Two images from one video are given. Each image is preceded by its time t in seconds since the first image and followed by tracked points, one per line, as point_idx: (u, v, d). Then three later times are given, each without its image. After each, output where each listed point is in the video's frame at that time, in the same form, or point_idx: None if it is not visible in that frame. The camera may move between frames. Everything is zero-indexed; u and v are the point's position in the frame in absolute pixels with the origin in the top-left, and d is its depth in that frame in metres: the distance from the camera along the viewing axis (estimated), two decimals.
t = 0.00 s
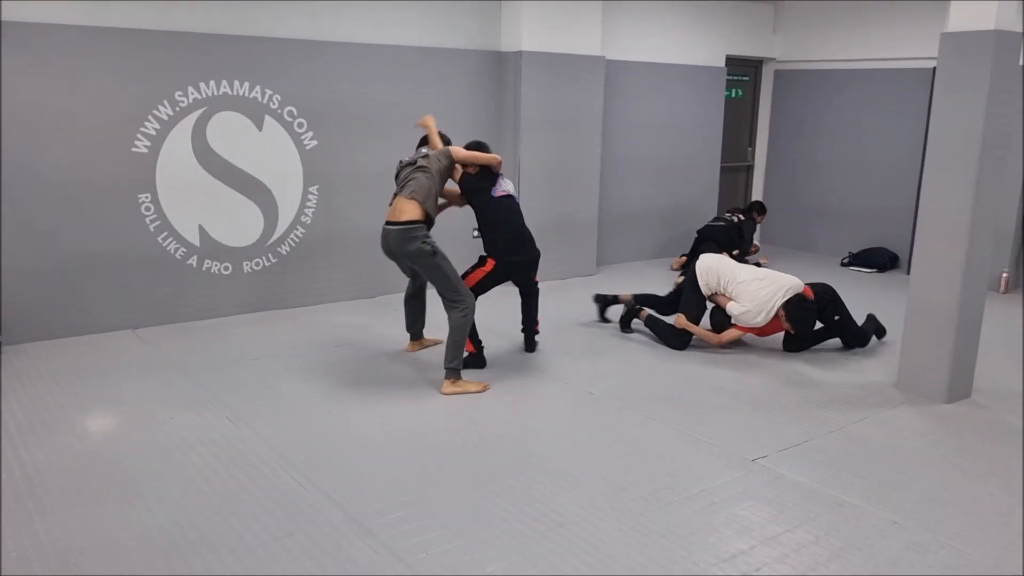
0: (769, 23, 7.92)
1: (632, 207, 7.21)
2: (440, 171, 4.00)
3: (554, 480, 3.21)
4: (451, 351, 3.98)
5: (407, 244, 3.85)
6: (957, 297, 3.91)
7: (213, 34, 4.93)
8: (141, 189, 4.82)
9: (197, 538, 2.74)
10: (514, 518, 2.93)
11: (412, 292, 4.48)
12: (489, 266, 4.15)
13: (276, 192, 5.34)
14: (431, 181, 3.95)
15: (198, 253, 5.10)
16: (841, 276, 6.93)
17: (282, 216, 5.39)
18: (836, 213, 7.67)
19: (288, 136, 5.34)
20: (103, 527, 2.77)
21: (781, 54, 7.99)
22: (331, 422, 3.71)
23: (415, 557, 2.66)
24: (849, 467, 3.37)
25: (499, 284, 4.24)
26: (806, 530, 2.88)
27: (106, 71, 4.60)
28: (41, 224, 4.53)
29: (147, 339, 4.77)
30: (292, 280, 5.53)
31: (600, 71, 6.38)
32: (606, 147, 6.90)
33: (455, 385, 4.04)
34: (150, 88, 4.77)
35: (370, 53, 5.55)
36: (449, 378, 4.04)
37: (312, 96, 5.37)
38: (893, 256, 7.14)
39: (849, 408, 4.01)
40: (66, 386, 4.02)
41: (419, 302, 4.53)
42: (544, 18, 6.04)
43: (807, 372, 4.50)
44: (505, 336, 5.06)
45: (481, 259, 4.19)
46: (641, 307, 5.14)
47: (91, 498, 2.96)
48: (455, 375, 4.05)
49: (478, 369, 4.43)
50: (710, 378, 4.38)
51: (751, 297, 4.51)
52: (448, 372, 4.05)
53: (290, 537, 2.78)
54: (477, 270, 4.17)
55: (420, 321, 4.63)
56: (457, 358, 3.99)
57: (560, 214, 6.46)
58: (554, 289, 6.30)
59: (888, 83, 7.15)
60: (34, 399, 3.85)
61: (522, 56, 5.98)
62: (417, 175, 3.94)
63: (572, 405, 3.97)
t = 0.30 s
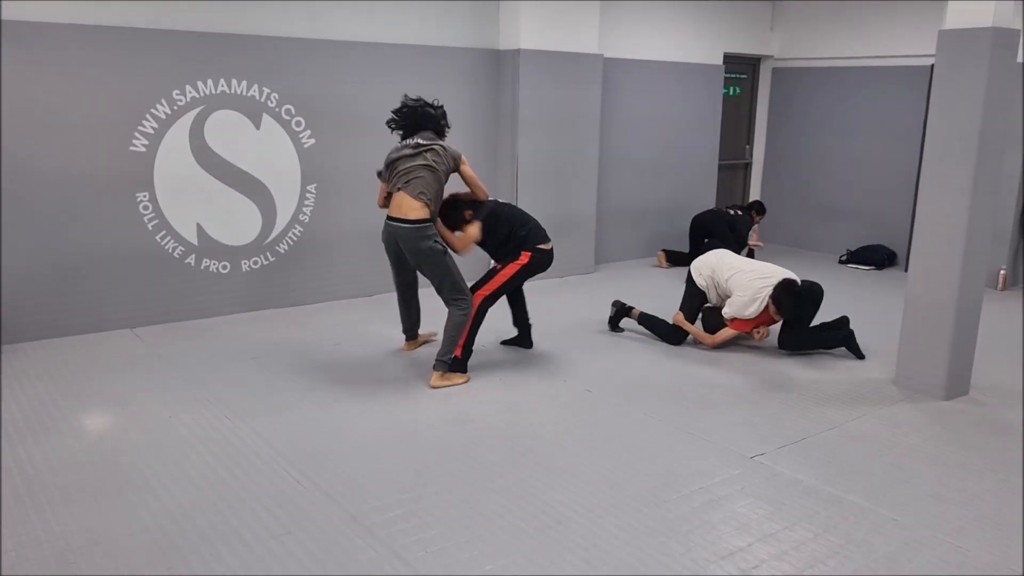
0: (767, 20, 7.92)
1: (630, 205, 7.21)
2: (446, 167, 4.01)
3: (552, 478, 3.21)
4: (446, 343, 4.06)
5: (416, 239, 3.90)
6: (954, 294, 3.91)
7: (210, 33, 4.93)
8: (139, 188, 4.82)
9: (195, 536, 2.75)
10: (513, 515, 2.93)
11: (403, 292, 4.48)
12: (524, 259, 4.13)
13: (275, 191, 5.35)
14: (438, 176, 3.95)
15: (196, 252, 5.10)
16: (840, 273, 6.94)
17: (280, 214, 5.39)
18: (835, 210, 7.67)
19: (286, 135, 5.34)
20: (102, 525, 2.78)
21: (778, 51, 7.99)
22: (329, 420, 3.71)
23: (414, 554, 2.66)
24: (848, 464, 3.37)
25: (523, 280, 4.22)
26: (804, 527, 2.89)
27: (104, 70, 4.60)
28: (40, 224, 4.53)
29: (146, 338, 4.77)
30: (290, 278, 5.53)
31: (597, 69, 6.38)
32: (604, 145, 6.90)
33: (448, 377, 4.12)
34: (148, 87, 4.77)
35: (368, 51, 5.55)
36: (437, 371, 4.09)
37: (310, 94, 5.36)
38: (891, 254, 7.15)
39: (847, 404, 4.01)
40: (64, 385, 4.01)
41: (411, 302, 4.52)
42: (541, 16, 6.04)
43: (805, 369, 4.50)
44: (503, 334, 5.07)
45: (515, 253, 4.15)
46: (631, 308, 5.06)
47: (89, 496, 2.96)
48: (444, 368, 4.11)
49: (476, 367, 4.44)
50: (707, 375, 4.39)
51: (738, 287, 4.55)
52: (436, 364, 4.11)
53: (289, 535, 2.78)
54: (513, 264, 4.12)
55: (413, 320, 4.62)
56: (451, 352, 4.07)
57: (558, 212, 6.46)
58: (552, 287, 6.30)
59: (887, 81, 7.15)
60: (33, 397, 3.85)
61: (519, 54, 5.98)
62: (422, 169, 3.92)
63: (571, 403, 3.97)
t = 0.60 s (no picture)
0: (764, 18, 7.93)
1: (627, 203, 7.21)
2: (433, 167, 3.86)
3: (550, 475, 3.22)
4: (438, 343, 4.05)
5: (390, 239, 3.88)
6: (951, 291, 3.92)
7: (207, 31, 4.92)
8: (135, 186, 4.81)
9: (192, 534, 2.74)
10: (510, 513, 2.93)
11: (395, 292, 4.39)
12: (566, 248, 4.37)
13: (272, 188, 5.34)
14: (417, 175, 3.86)
15: (193, 250, 5.09)
16: (836, 271, 6.95)
17: (277, 212, 5.39)
18: (831, 208, 7.68)
19: (283, 133, 5.33)
20: (98, 525, 2.77)
21: (775, 49, 8.00)
22: (327, 418, 3.71)
23: (412, 552, 2.67)
24: (845, 462, 3.38)
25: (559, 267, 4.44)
26: (801, 524, 2.89)
27: (100, 67, 4.59)
28: (37, 222, 4.52)
29: (143, 336, 4.77)
30: (288, 276, 5.53)
31: (594, 67, 6.39)
32: (602, 142, 6.90)
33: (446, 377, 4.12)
34: (145, 86, 4.76)
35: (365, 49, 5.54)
36: (434, 370, 4.11)
37: (307, 92, 5.36)
38: (888, 251, 7.17)
39: (844, 402, 4.02)
40: (61, 383, 4.01)
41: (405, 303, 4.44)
42: (538, 13, 6.04)
43: (802, 366, 4.51)
44: (500, 332, 5.07)
45: (556, 245, 4.34)
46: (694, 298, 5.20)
47: (87, 494, 2.96)
48: (440, 367, 4.11)
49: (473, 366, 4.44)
50: (704, 373, 4.40)
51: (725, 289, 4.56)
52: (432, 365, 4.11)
53: (286, 533, 2.78)
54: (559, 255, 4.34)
55: (400, 322, 4.51)
56: (444, 351, 4.06)
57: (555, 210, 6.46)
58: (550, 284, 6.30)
59: (883, 78, 7.16)
60: (30, 396, 3.84)
61: (517, 52, 5.98)
62: (403, 167, 3.88)
63: (568, 400, 3.97)
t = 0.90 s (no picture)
0: (761, 18, 7.94)
1: (624, 202, 7.22)
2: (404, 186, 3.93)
3: (547, 474, 3.22)
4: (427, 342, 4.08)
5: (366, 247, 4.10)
6: (947, 291, 3.93)
7: (204, 29, 4.91)
8: (131, 184, 4.80)
9: (188, 534, 2.73)
10: (507, 512, 2.93)
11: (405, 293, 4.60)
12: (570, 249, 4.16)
13: (268, 187, 5.33)
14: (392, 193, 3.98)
15: (189, 248, 5.08)
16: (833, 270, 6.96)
17: (274, 211, 5.38)
18: (828, 208, 7.70)
19: (280, 131, 5.33)
20: (95, 523, 2.76)
21: (772, 48, 8.01)
22: (324, 417, 3.70)
23: (408, 552, 2.66)
24: (842, 461, 3.38)
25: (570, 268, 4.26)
26: (797, 524, 2.89)
27: (96, 65, 4.57)
28: (33, 220, 4.51)
29: (139, 335, 4.76)
30: (284, 275, 5.52)
31: (592, 66, 6.39)
32: (599, 142, 6.91)
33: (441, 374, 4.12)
34: (141, 84, 4.74)
35: (362, 47, 5.53)
36: (429, 369, 4.11)
37: (304, 90, 5.35)
38: (884, 251, 7.18)
39: (841, 401, 4.02)
40: (57, 382, 3.99)
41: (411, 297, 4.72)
42: (536, 12, 6.04)
43: (799, 366, 4.52)
44: (498, 331, 5.07)
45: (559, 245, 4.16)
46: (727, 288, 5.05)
47: (83, 494, 2.95)
48: (436, 365, 4.11)
49: (470, 364, 4.44)
50: (702, 372, 4.40)
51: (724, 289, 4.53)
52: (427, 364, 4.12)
53: (283, 532, 2.78)
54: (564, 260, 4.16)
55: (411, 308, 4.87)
56: (434, 348, 4.08)
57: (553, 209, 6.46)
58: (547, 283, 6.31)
59: (880, 78, 7.17)
60: (26, 395, 3.83)
61: (514, 51, 5.98)
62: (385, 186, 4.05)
63: (566, 400, 3.97)
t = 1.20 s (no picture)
0: (759, 18, 7.95)
1: (623, 201, 7.22)
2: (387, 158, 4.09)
3: (545, 474, 3.22)
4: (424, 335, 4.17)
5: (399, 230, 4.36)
6: (945, 291, 3.93)
7: (202, 28, 4.90)
8: (129, 184, 4.79)
9: (185, 533, 2.73)
10: (506, 512, 2.93)
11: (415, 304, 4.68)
12: (470, 275, 3.69)
13: (266, 187, 5.33)
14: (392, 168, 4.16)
15: (187, 247, 5.08)
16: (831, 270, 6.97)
17: (272, 210, 5.37)
18: (826, 208, 7.71)
19: (278, 130, 5.32)
20: (92, 523, 2.76)
21: (771, 49, 8.03)
22: (323, 416, 3.70)
23: (406, 551, 2.67)
24: (841, 461, 3.38)
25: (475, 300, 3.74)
26: (795, 524, 2.89)
27: (94, 64, 4.57)
28: (31, 218, 4.51)
29: (136, 334, 4.75)
30: (282, 274, 5.51)
31: (590, 65, 6.39)
32: (597, 141, 6.91)
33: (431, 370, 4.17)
34: (139, 83, 4.74)
35: (361, 46, 5.52)
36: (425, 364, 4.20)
37: (302, 90, 5.35)
38: (882, 251, 7.19)
39: (839, 401, 4.03)
40: (54, 381, 3.99)
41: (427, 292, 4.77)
42: (534, 11, 6.04)
43: (797, 366, 4.52)
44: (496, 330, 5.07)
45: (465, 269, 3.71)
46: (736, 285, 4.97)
47: (81, 493, 2.94)
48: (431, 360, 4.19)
49: (468, 363, 4.45)
50: (700, 372, 4.40)
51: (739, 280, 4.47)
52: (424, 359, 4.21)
53: (281, 532, 2.78)
54: (458, 280, 3.68)
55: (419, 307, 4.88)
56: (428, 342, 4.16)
57: (551, 208, 6.46)
58: (545, 283, 6.31)
59: (878, 78, 7.18)
60: (24, 394, 3.82)
61: (513, 50, 5.98)
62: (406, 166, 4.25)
63: (564, 399, 3.97)
